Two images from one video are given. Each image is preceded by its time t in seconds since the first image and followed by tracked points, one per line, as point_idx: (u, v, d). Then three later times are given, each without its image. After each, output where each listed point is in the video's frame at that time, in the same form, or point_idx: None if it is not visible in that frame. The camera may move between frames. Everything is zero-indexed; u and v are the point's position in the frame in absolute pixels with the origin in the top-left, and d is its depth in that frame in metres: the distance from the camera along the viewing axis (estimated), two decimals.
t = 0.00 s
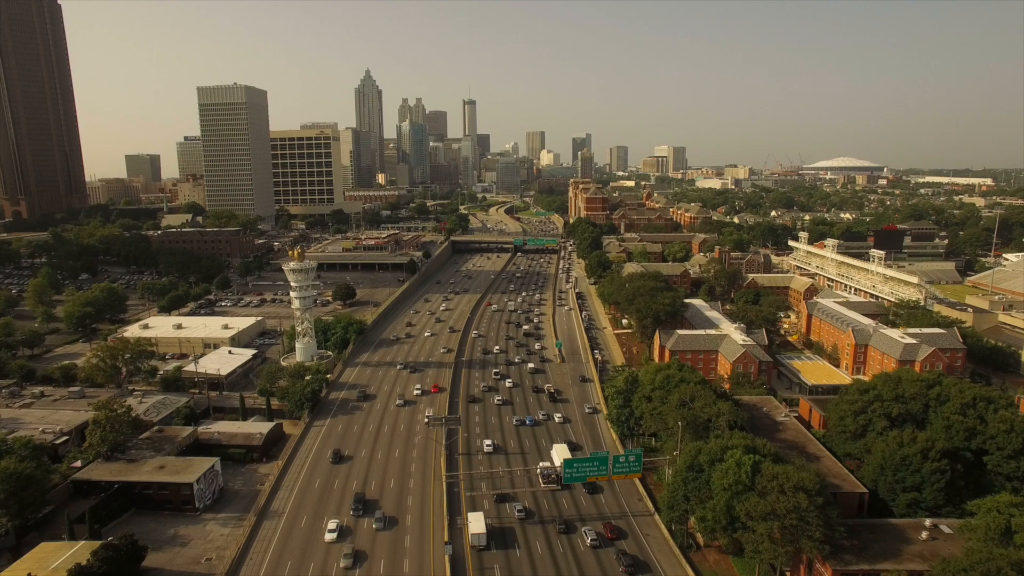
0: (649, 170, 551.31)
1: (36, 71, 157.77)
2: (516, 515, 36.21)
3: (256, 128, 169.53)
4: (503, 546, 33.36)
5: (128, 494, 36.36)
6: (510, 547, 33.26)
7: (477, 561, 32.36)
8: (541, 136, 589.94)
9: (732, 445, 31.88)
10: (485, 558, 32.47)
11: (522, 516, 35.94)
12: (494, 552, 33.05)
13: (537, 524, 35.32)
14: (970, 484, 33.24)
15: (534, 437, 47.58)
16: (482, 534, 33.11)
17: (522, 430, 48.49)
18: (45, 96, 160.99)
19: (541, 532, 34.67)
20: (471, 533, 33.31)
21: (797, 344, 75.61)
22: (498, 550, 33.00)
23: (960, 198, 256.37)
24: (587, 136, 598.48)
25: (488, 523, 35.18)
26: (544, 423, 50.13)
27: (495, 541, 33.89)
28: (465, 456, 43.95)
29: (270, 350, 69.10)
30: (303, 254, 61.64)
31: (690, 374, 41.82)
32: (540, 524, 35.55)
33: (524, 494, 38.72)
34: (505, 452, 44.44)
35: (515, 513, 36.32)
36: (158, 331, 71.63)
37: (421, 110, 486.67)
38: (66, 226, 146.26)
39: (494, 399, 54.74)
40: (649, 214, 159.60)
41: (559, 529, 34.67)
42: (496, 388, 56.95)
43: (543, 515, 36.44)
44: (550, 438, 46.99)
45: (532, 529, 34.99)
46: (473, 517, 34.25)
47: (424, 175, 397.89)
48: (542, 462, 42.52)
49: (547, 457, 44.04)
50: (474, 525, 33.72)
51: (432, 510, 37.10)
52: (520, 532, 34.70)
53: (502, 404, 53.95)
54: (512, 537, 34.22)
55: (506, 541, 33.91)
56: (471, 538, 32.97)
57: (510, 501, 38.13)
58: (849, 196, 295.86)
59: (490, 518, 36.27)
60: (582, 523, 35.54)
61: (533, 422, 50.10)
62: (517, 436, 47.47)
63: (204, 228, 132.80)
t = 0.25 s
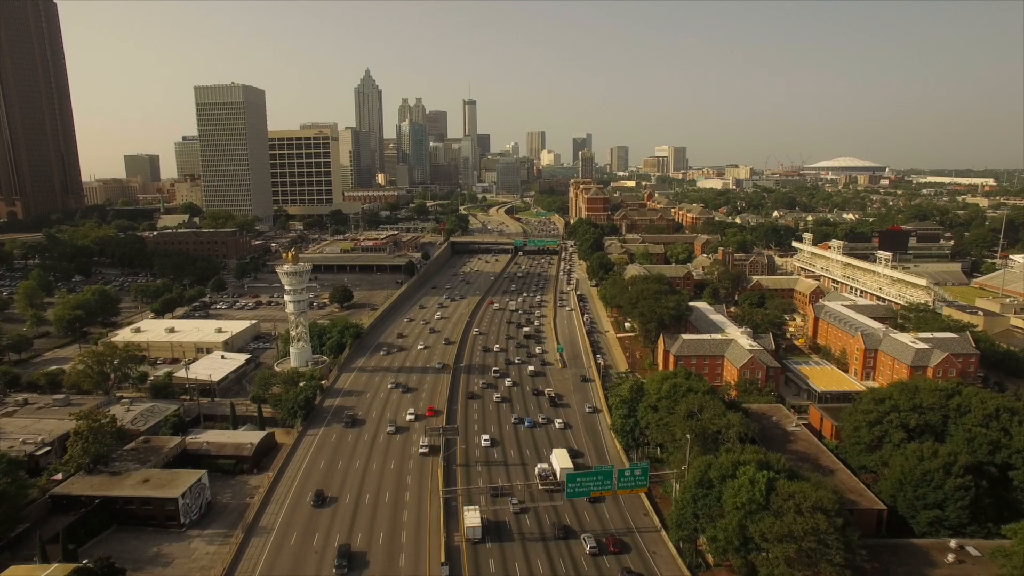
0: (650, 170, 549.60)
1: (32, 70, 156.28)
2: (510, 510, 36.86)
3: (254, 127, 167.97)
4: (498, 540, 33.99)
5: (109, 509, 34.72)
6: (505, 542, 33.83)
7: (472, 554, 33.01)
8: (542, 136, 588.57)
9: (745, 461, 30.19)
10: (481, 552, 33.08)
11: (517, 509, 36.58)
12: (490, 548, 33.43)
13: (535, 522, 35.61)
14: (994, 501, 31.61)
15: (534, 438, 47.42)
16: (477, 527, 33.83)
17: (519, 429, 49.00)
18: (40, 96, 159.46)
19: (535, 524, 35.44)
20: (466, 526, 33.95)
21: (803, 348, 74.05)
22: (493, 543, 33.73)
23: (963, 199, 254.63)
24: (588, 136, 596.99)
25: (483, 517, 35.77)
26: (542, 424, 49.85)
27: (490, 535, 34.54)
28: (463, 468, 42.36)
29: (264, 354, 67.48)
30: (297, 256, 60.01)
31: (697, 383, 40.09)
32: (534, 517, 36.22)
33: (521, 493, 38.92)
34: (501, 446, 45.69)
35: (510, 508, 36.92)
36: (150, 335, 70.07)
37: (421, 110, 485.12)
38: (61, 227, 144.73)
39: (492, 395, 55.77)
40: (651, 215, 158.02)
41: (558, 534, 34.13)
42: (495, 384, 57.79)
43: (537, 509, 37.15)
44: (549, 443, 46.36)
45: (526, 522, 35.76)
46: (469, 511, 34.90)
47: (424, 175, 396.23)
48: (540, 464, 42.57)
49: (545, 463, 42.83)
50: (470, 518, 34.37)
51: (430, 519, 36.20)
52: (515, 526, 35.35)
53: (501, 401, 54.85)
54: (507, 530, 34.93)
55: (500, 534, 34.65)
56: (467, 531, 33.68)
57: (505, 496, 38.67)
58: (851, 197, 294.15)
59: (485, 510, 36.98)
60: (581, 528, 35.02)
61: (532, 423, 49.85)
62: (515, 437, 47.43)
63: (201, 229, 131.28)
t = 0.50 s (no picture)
0: (650, 170, 547.91)
1: (28, 69, 154.55)
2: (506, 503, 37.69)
3: (252, 127, 166.27)
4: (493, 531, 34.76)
5: (89, 527, 33.05)
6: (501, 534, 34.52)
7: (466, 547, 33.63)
8: (542, 136, 587.26)
9: (760, 479, 28.53)
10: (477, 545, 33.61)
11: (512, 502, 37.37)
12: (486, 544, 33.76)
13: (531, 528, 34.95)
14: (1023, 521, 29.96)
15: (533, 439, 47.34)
16: (473, 520, 34.48)
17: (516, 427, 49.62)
18: (36, 94, 157.77)
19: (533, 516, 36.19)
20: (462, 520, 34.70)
21: (811, 352, 72.33)
22: (488, 535, 34.40)
23: (967, 199, 252.93)
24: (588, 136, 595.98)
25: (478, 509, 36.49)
26: (542, 427, 49.62)
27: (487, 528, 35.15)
28: (461, 480, 40.74)
29: (258, 359, 65.80)
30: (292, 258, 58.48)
31: (706, 393, 38.28)
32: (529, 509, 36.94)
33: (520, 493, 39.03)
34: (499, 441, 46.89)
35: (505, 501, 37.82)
36: (141, 338, 68.37)
37: (421, 109, 483.33)
38: (56, 227, 143.00)
39: (492, 392, 56.72)
40: (653, 215, 156.37)
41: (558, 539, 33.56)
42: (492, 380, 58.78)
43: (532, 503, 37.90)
44: (548, 449, 45.43)
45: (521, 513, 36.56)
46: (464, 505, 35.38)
47: (424, 175, 394.52)
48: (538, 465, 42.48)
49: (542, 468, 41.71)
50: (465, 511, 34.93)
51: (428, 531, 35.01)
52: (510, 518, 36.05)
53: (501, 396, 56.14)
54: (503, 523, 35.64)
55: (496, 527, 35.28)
56: (462, 525, 34.37)
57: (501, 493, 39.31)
58: (854, 197, 292.45)
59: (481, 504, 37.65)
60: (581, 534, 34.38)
61: (531, 425, 49.65)
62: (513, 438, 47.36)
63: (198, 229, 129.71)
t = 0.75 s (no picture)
0: (651, 170, 546.18)
1: (23, 68, 152.85)
2: (504, 499, 38.20)
3: (250, 126, 164.60)
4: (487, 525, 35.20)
5: (65, 547, 31.38)
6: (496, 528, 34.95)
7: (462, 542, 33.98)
8: (543, 136, 585.78)
9: (777, 500, 26.78)
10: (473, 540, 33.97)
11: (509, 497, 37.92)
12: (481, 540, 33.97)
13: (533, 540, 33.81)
14: None
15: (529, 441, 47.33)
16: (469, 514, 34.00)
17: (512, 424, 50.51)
18: (32, 94, 156.09)
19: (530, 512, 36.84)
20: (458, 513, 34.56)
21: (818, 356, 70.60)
22: (484, 529, 34.80)
23: (971, 199, 251.23)
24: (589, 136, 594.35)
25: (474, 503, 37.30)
26: (541, 429, 49.13)
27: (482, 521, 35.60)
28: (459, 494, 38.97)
29: (252, 364, 64.10)
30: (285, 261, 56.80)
31: (716, 404, 36.53)
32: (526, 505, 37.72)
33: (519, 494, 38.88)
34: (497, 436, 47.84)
35: (503, 498, 38.23)
36: (132, 343, 66.63)
37: (421, 109, 481.66)
38: (51, 228, 141.22)
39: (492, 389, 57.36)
40: (655, 216, 154.73)
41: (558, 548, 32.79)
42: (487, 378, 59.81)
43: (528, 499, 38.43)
44: (548, 458, 44.09)
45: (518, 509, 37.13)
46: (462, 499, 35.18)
47: (424, 175, 392.85)
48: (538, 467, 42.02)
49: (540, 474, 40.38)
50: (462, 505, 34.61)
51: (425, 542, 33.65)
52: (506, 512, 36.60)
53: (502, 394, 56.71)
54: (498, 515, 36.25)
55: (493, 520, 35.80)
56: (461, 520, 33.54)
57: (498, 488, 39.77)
58: (857, 197, 290.63)
59: (478, 498, 38.46)
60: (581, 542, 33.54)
61: (530, 427, 49.32)
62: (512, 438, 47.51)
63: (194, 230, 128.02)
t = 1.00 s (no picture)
0: (651, 170, 544.42)
1: (18, 67, 151.01)
2: (500, 493, 38.83)
3: (247, 126, 162.89)
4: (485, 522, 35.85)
5: (38, 569, 29.71)
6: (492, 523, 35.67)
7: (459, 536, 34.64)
8: (543, 136, 584.14)
9: (796, 524, 24.98)
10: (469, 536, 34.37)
11: (505, 493, 38.53)
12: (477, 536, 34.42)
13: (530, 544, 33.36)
14: None
15: (529, 443, 46.64)
16: (466, 509, 35.47)
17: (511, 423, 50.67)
18: (27, 93, 154.36)
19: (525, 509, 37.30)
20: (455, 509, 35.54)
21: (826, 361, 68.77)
22: (479, 523, 35.48)
23: (974, 199, 249.63)
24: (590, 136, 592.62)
25: (470, 499, 37.89)
26: (541, 432, 48.18)
27: (479, 516, 36.34)
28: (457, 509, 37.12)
29: (245, 370, 62.32)
30: (278, 265, 55.16)
31: (727, 416, 34.73)
32: (522, 500, 38.31)
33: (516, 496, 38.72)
34: (495, 432, 48.56)
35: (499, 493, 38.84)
36: (122, 347, 64.86)
37: (421, 109, 479.93)
38: (46, 228, 139.44)
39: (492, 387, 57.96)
40: (657, 217, 152.98)
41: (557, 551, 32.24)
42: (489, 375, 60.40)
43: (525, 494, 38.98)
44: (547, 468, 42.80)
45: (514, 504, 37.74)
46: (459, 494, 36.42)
47: (424, 174, 390.90)
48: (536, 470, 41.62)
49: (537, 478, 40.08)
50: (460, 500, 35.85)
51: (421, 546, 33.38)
52: (503, 508, 37.34)
53: (501, 392, 57.09)
54: (494, 512, 36.89)
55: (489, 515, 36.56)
56: (456, 513, 35.34)
57: (495, 483, 40.52)
58: (859, 197, 289.00)
59: (475, 493, 39.17)
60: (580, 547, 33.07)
61: (530, 429, 48.70)
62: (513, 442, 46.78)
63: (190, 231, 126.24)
